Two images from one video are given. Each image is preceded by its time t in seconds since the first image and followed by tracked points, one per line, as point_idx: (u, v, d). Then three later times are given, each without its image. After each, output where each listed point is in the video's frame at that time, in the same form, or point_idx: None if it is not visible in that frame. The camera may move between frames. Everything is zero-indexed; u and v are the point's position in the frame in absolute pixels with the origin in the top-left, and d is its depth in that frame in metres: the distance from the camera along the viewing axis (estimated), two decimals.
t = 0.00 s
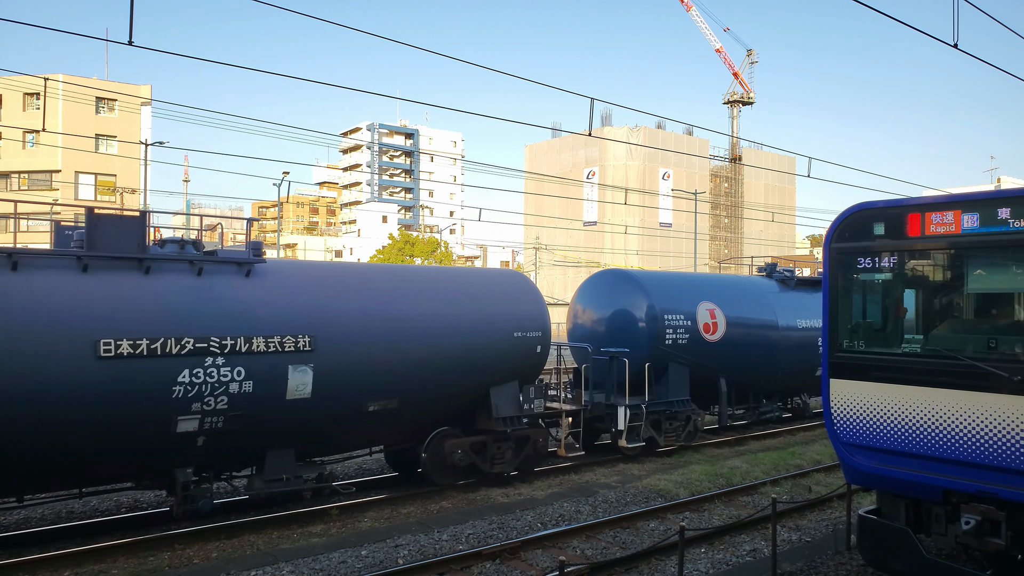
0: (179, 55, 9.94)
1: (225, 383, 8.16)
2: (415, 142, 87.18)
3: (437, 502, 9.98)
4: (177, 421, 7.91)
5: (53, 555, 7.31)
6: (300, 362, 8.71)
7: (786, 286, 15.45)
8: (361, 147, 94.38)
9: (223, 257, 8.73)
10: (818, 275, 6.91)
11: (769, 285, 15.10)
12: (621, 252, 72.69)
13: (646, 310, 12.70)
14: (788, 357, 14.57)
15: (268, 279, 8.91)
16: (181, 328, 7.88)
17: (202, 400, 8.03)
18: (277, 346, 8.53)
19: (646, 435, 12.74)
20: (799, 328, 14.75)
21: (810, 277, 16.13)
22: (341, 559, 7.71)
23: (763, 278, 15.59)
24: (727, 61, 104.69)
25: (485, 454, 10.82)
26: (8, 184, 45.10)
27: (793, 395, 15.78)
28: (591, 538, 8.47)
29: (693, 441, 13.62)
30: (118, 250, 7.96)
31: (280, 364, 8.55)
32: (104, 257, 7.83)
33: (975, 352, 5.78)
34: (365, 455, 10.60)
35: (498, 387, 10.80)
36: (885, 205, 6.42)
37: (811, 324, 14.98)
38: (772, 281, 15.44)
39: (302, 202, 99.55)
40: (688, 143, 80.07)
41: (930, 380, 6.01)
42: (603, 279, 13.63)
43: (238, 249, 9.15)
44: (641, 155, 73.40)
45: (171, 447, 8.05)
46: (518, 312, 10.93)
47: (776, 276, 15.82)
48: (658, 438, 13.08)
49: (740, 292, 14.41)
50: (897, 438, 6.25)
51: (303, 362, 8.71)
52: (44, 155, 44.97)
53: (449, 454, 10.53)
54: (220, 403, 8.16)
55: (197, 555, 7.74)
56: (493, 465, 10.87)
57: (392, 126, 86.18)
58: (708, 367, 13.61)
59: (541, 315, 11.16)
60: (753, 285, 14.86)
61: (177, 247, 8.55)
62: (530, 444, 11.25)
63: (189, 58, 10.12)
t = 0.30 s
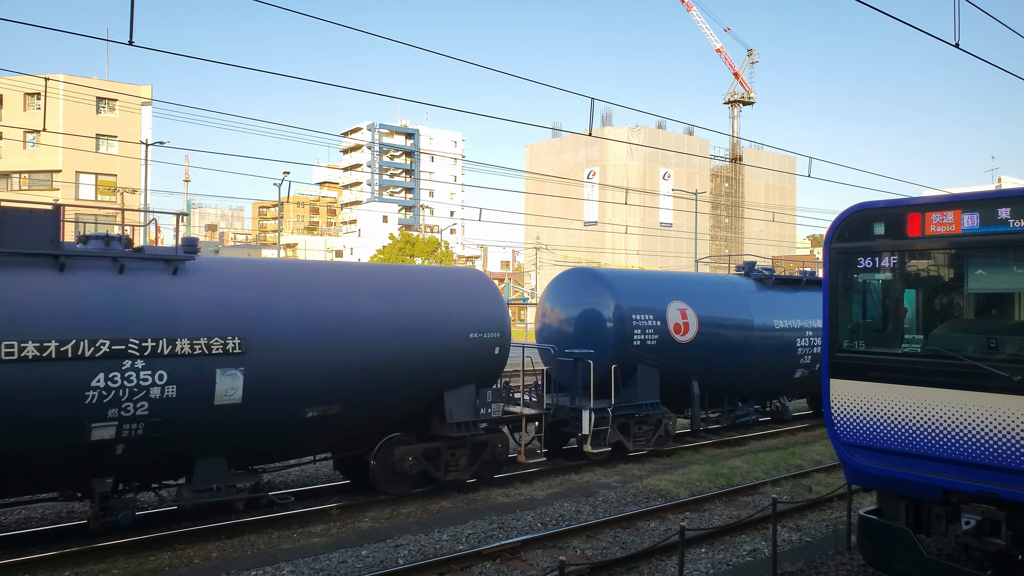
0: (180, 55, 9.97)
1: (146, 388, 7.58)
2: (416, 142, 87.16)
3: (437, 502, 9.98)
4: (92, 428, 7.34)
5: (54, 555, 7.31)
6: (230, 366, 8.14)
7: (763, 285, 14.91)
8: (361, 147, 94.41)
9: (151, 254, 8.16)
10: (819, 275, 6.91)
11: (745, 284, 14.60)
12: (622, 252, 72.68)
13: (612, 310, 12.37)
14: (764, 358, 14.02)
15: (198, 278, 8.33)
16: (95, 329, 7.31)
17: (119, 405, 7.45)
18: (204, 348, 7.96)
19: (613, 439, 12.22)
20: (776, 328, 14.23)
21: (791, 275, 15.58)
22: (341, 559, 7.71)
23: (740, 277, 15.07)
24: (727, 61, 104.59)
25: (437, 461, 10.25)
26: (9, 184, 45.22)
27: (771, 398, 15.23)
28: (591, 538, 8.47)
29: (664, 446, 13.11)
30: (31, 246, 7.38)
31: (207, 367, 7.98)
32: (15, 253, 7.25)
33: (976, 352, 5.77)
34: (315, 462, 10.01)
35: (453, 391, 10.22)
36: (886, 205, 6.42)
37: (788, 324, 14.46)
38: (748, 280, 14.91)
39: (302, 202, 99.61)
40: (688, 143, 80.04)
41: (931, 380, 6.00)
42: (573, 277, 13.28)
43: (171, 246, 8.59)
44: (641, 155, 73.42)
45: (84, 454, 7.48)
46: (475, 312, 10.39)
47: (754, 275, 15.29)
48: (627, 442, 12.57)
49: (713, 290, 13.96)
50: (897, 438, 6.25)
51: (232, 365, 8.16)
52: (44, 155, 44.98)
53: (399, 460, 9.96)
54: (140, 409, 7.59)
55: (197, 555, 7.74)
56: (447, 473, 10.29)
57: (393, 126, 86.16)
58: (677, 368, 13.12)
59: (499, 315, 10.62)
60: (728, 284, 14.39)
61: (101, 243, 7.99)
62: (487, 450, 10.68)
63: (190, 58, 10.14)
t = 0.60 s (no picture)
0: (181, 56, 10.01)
1: (55, 395, 7.05)
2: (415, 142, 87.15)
3: (438, 502, 9.98)
4: None
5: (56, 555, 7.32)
6: (153, 370, 7.61)
7: (740, 284, 14.33)
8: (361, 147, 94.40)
9: (70, 250, 7.60)
10: (820, 275, 6.91)
11: (721, 282, 14.03)
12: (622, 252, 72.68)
13: (578, 309, 11.88)
14: (739, 359, 13.43)
15: (119, 276, 7.76)
16: None
17: (25, 413, 6.92)
18: (123, 351, 7.43)
19: (577, 444, 11.76)
20: (752, 328, 13.61)
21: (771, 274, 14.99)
22: (342, 559, 7.71)
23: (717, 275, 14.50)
24: (727, 61, 104.51)
25: (386, 469, 9.71)
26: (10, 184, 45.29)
27: (749, 400, 14.63)
28: (592, 538, 8.47)
29: (631, 451, 12.68)
30: None
31: (127, 371, 7.45)
32: None
33: (976, 352, 5.77)
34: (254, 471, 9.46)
35: (404, 396, 9.70)
36: (887, 205, 6.41)
37: (766, 324, 13.88)
38: (725, 279, 14.37)
39: (302, 202, 99.65)
40: (689, 142, 80.02)
41: (931, 380, 6.00)
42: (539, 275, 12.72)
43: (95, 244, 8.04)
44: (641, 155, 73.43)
45: None
46: (429, 312, 9.84)
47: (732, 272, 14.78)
48: (593, 448, 12.10)
49: (685, 289, 13.41)
50: (897, 438, 6.25)
51: (155, 369, 7.62)
52: (44, 156, 44.99)
53: (346, 469, 9.38)
54: (50, 417, 7.05)
55: (197, 555, 7.74)
56: (396, 481, 9.75)
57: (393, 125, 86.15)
58: (647, 369, 12.60)
59: (457, 316, 10.10)
60: (703, 283, 13.82)
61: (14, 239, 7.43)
62: (442, 457, 10.16)
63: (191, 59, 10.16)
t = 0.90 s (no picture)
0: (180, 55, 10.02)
1: None
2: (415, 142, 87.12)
3: (438, 502, 9.98)
4: None
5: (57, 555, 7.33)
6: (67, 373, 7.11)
7: (714, 284, 14.07)
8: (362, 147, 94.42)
9: None
10: (821, 275, 6.90)
11: (695, 282, 13.74)
12: (622, 252, 72.71)
13: (541, 308, 11.49)
14: (712, 361, 13.14)
15: (31, 273, 7.22)
16: None
17: None
18: (31, 353, 6.90)
19: (539, 450, 11.29)
20: (725, 329, 13.29)
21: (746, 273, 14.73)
22: (342, 559, 7.72)
23: (691, 274, 14.23)
24: (727, 61, 104.55)
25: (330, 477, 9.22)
26: (10, 184, 45.37)
27: (724, 403, 14.37)
28: (592, 538, 8.47)
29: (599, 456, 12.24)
30: None
31: (36, 374, 6.94)
32: None
33: (976, 352, 5.77)
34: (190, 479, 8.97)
35: (350, 400, 9.22)
36: (887, 205, 6.41)
37: (740, 324, 13.59)
38: (699, 278, 14.11)
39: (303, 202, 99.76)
40: (689, 142, 80.01)
41: (932, 380, 5.99)
42: (503, 273, 12.33)
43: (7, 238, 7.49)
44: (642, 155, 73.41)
45: None
46: (378, 312, 9.31)
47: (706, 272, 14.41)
48: (557, 453, 11.64)
49: (680, 289, 13.36)
50: (897, 438, 6.25)
51: (68, 373, 7.12)
52: (45, 156, 45.00)
53: (287, 477, 8.89)
54: None
55: (198, 555, 7.74)
56: (341, 491, 9.24)
57: (393, 125, 86.12)
58: (616, 371, 12.23)
59: (409, 315, 9.58)
60: (675, 283, 13.53)
61: None
62: (392, 465, 9.65)
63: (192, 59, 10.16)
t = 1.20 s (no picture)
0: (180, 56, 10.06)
1: None
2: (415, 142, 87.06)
3: (439, 502, 9.98)
4: None
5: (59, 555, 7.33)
6: None
7: (689, 283, 13.57)
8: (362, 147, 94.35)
9: None
10: (822, 275, 6.89)
11: (667, 281, 13.22)
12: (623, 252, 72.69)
13: (502, 308, 11.00)
14: (682, 364, 12.62)
15: None
16: None
17: None
18: None
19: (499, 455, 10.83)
20: (698, 330, 12.78)
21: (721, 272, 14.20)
22: (343, 559, 7.71)
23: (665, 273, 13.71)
24: (728, 61, 104.51)
25: (268, 486, 8.75)
26: (11, 184, 45.43)
27: (698, 406, 13.85)
28: (593, 538, 8.46)
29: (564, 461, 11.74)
30: None
31: None
32: None
33: (977, 352, 5.77)
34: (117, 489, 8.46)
35: (290, 406, 8.78)
36: (888, 205, 6.40)
37: (715, 325, 13.08)
38: (673, 276, 13.58)
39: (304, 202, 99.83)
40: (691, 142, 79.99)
41: (933, 380, 5.99)
42: (464, 273, 11.80)
43: None
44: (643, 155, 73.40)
45: None
46: (321, 312, 8.86)
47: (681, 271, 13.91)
48: (519, 459, 11.15)
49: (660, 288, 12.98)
50: (898, 438, 6.25)
51: None
52: (45, 155, 45.02)
53: (222, 486, 8.41)
54: None
55: (198, 555, 7.74)
56: (279, 501, 8.76)
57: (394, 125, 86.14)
58: (582, 374, 11.72)
59: (357, 315, 9.13)
60: (647, 282, 13.00)
61: None
62: (337, 473, 9.20)
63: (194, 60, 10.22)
